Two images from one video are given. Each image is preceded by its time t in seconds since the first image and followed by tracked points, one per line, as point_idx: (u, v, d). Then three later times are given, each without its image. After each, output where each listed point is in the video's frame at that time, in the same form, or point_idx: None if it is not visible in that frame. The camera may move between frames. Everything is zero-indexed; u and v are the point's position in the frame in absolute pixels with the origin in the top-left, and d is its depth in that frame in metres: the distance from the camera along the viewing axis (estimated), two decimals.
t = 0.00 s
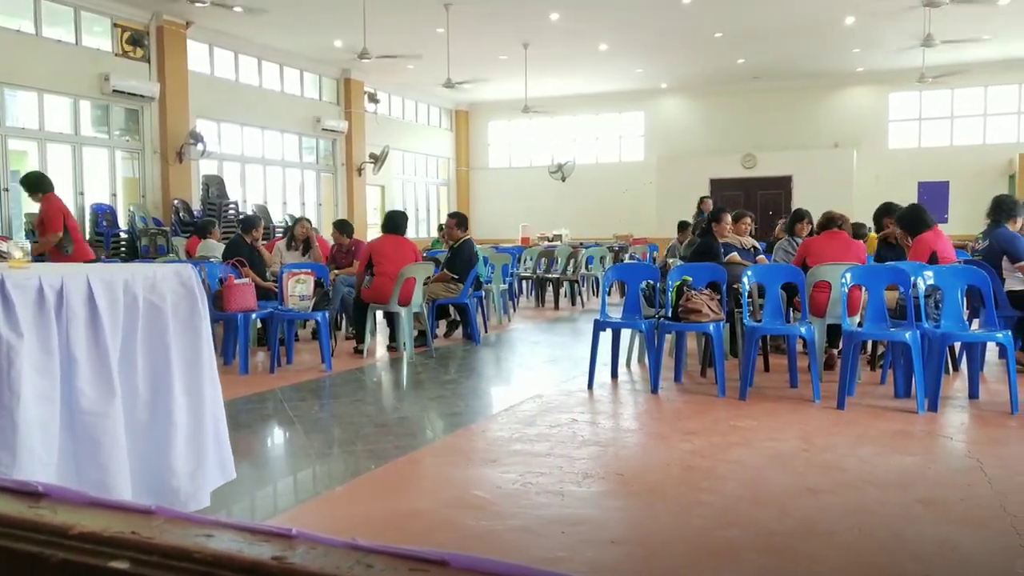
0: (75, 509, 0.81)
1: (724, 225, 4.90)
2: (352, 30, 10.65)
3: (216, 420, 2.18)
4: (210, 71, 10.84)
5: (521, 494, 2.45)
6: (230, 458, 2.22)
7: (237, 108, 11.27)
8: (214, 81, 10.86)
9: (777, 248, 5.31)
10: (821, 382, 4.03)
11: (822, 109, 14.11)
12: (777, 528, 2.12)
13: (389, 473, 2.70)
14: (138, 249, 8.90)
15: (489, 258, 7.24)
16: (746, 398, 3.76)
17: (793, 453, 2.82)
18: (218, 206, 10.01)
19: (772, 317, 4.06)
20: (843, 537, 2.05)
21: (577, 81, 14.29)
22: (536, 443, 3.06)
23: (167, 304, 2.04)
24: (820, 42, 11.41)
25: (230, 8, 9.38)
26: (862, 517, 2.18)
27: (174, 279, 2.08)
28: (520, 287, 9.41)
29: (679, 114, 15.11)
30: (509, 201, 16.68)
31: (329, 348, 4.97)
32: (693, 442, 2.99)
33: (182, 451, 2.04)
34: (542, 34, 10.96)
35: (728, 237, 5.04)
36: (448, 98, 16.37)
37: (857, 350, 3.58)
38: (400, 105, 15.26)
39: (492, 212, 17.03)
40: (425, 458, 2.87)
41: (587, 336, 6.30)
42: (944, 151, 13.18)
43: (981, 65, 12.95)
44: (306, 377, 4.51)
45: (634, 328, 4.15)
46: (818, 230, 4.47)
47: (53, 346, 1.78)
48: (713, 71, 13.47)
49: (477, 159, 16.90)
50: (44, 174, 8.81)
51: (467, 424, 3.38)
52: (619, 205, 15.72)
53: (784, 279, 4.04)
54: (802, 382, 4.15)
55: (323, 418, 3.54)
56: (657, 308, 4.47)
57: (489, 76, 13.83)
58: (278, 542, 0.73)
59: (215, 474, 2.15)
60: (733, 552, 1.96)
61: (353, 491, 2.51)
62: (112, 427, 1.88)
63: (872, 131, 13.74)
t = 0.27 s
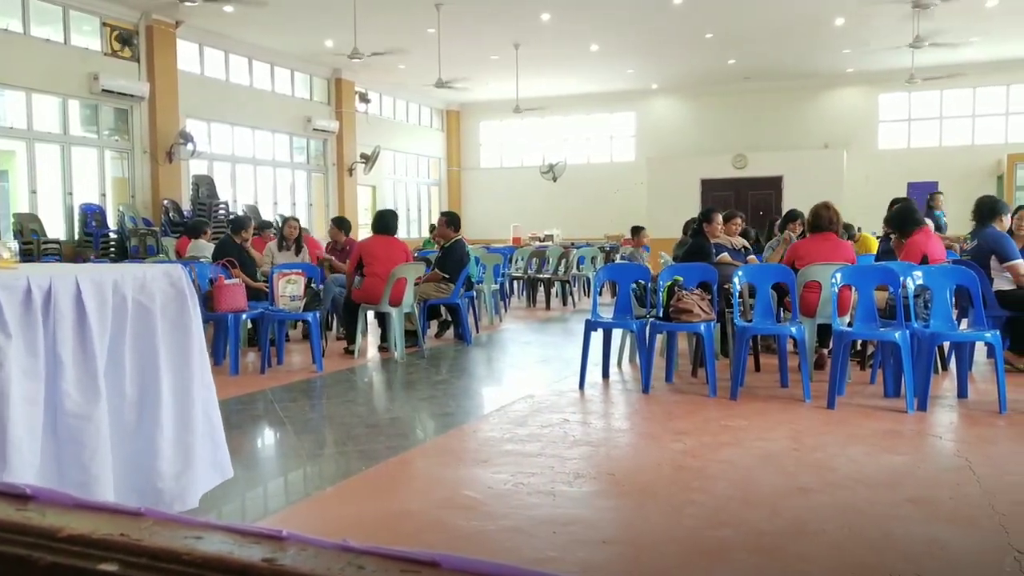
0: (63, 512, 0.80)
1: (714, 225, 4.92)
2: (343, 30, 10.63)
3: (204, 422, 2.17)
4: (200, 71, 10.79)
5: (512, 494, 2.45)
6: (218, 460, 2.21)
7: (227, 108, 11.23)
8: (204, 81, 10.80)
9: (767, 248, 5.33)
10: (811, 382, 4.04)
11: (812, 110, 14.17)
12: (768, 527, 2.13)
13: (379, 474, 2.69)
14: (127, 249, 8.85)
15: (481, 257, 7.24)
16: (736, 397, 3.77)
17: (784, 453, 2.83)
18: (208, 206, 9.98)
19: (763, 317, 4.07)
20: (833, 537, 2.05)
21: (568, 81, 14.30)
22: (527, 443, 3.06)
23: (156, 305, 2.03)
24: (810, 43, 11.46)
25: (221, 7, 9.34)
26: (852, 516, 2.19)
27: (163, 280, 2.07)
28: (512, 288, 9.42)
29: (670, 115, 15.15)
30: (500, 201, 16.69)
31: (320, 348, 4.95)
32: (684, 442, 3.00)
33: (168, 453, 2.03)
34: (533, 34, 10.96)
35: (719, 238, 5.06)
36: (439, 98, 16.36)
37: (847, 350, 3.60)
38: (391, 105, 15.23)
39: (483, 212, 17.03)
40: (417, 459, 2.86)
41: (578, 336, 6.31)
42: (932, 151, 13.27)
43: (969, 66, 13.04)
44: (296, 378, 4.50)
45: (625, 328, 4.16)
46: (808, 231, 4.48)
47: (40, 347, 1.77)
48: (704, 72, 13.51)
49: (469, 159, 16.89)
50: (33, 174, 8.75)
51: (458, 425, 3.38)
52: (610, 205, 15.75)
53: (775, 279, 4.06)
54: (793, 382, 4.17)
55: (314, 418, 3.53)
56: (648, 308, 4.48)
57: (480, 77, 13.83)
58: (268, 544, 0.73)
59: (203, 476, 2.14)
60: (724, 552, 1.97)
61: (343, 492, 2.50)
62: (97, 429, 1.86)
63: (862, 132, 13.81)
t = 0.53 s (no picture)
0: (52, 514, 0.80)
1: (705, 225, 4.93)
2: (334, 30, 10.60)
3: (197, 421, 2.16)
4: (190, 71, 10.73)
5: (504, 494, 2.45)
6: (211, 460, 2.20)
7: (217, 107, 11.18)
8: (194, 81, 10.74)
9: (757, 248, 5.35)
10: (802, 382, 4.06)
11: (802, 110, 14.23)
12: (759, 527, 2.13)
13: (371, 474, 2.68)
14: (117, 250, 8.79)
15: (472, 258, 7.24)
16: (728, 397, 3.78)
17: (775, 452, 2.84)
18: (198, 206, 9.93)
19: (753, 316, 4.08)
20: (824, 535, 2.06)
21: (560, 81, 14.31)
22: (519, 443, 3.07)
23: (146, 305, 2.02)
24: (800, 44, 11.51)
25: (210, 7, 9.30)
26: (842, 516, 2.20)
27: (153, 279, 2.06)
28: (503, 288, 9.41)
29: (661, 115, 15.19)
30: (491, 201, 16.69)
31: (311, 349, 4.94)
32: (675, 442, 3.01)
33: (160, 454, 2.02)
34: (525, 35, 10.96)
35: (710, 237, 5.07)
36: (430, 98, 16.34)
37: (837, 349, 3.61)
38: (382, 105, 15.21)
39: (474, 212, 17.02)
40: (409, 459, 2.86)
41: (569, 336, 6.31)
42: (922, 152, 13.34)
43: (958, 67, 13.12)
44: (287, 378, 4.48)
45: (616, 328, 4.16)
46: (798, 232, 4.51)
47: (26, 348, 1.75)
48: (694, 72, 13.55)
49: (460, 159, 16.89)
50: (21, 174, 8.68)
51: (450, 425, 3.37)
52: (602, 205, 15.76)
53: (765, 279, 4.07)
54: (783, 381, 4.18)
55: (305, 419, 3.52)
56: (639, 308, 4.48)
57: (471, 77, 13.82)
58: (258, 546, 0.72)
59: (196, 477, 2.13)
60: (716, 551, 1.97)
61: (335, 493, 2.49)
62: (86, 431, 1.85)
63: (852, 132, 13.88)
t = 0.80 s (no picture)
0: (42, 517, 0.87)
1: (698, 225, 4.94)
2: (325, 29, 10.57)
3: (189, 421, 2.14)
4: (180, 70, 10.67)
5: (496, 495, 2.45)
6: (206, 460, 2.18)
7: (207, 106, 11.12)
8: (184, 80, 10.69)
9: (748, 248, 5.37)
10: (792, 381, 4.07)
11: (792, 111, 14.29)
12: (749, 526, 2.14)
13: (362, 475, 2.67)
14: (106, 250, 8.73)
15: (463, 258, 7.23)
16: (719, 396, 3.79)
17: (766, 452, 2.85)
18: (188, 206, 9.88)
19: (744, 317, 4.09)
20: (814, 535, 2.07)
21: (551, 82, 14.32)
22: (511, 443, 3.06)
23: (135, 305, 2.00)
24: (790, 45, 11.56)
25: (200, 6, 9.26)
26: (832, 514, 2.21)
27: (143, 279, 2.04)
28: (495, 288, 9.41)
29: (652, 115, 15.22)
30: (482, 201, 16.69)
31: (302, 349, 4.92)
32: (667, 442, 3.01)
33: (151, 455, 2.01)
34: (516, 35, 10.97)
35: (701, 238, 5.08)
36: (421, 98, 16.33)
37: (828, 349, 3.63)
38: (373, 105, 15.18)
39: (465, 212, 17.01)
40: (401, 459, 2.85)
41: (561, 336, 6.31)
42: (910, 152, 13.41)
43: (947, 68, 13.20)
44: (278, 379, 4.46)
45: (608, 328, 4.16)
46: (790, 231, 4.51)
47: (16, 350, 1.73)
48: (685, 73, 13.58)
49: (451, 159, 16.88)
50: (8, 174, 8.61)
51: (441, 425, 3.36)
52: (593, 205, 15.78)
53: (756, 279, 4.08)
54: (774, 381, 4.20)
55: (296, 420, 3.51)
56: (631, 308, 4.49)
57: (463, 77, 13.80)
58: (248, 548, 0.79)
59: (189, 478, 2.12)
60: (707, 550, 1.98)
61: (325, 494, 2.48)
62: (77, 432, 1.84)
63: (842, 133, 13.94)
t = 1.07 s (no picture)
0: (30, 519, 0.86)
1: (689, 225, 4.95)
2: (316, 29, 10.54)
3: (173, 423, 2.14)
4: (169, 70, 10.62)
5: (487, 495, 2.44)
6: (185, 462, 2.18)
7: (197, 106, 11.07)
8: (174, 80, 10.64)
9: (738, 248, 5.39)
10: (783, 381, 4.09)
11: (782, 112, 14.35)
12: (741, 525, 2.14)
13: (354, 476, 2.66)
14: (95, 250, 8.68)
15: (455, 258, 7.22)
16: (709, 396, 3.80)
17: (757, 451, 2.86)
18: (178, 207, 9.84)
19: (735, 316, 4.10)
20: (805, 534, 2.08)
21: (542, 82, 14.34)
22: (502, 443, 3.06)
23: (125, 306, 1.99)
24: (780, 46, 11.61)
25: (190, 5, 9.22)
26: (823, 514, 2.22)
27: (131, 280, 2.03)
28: (486, 288, 9.41)
29: (643, 116, 15.25)
30: (473, 201, 16.68)
31: (293, 350, 4.90)
32: (658, 442, 3.02)
33: (140, 456, 2.00)
34: (507, 35, 10.97)
35: (693, 238, 5.09)
36: (412, 98, 16.31)
37: (818, 349, 3.64)
38: (364, 105, 15.14)
39: (457, 212, 17.00)
40: (392, 460, 2.84)
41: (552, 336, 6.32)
42: (899, 153, 13.49)
43: (935, 69, 13.28)
44: (268, 380, 4.44)
45: (599, 328, 4.17)
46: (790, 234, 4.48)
47: (7, 351, 1.71)
48: (676, 73, 13.62)
49: (442, 160, 16.87)
50: None
51: (433, 426, 3.36)
52: (584, 205, 15.80)
53: (746, 279, 4.10)
54: (765, 381, 4.21)
55: (286, 420, 3.49)
56: (622, 308, 4.49)
57: (454, 77, 13.79)
58: (239, 550, 0.79)
59: (172, 480, 2.12)
60: (699, 550, 1.98)
61: (316, 494, 2.47)
62: (67, 433, 1.82)
63: (831, 133, 14.01)
